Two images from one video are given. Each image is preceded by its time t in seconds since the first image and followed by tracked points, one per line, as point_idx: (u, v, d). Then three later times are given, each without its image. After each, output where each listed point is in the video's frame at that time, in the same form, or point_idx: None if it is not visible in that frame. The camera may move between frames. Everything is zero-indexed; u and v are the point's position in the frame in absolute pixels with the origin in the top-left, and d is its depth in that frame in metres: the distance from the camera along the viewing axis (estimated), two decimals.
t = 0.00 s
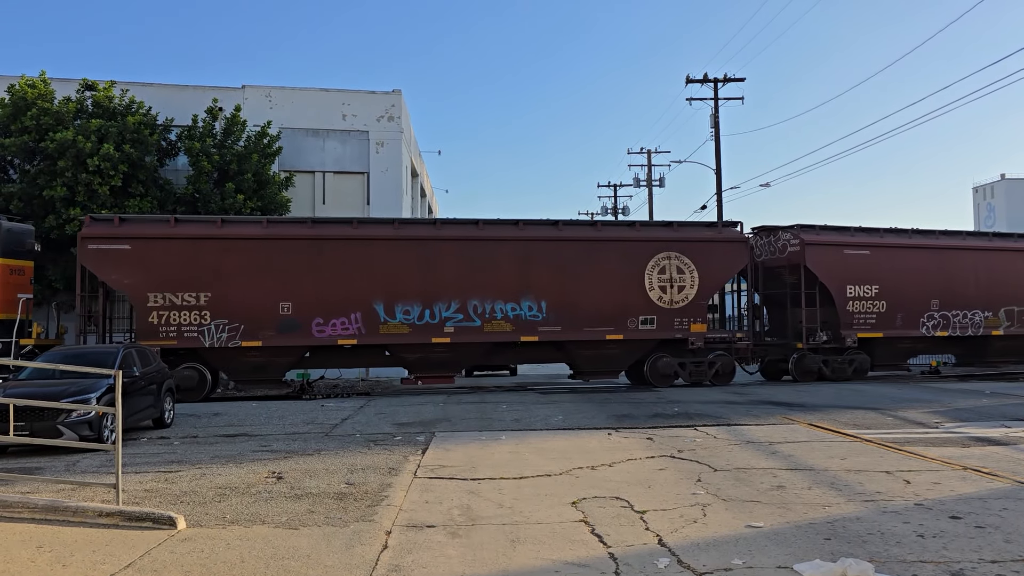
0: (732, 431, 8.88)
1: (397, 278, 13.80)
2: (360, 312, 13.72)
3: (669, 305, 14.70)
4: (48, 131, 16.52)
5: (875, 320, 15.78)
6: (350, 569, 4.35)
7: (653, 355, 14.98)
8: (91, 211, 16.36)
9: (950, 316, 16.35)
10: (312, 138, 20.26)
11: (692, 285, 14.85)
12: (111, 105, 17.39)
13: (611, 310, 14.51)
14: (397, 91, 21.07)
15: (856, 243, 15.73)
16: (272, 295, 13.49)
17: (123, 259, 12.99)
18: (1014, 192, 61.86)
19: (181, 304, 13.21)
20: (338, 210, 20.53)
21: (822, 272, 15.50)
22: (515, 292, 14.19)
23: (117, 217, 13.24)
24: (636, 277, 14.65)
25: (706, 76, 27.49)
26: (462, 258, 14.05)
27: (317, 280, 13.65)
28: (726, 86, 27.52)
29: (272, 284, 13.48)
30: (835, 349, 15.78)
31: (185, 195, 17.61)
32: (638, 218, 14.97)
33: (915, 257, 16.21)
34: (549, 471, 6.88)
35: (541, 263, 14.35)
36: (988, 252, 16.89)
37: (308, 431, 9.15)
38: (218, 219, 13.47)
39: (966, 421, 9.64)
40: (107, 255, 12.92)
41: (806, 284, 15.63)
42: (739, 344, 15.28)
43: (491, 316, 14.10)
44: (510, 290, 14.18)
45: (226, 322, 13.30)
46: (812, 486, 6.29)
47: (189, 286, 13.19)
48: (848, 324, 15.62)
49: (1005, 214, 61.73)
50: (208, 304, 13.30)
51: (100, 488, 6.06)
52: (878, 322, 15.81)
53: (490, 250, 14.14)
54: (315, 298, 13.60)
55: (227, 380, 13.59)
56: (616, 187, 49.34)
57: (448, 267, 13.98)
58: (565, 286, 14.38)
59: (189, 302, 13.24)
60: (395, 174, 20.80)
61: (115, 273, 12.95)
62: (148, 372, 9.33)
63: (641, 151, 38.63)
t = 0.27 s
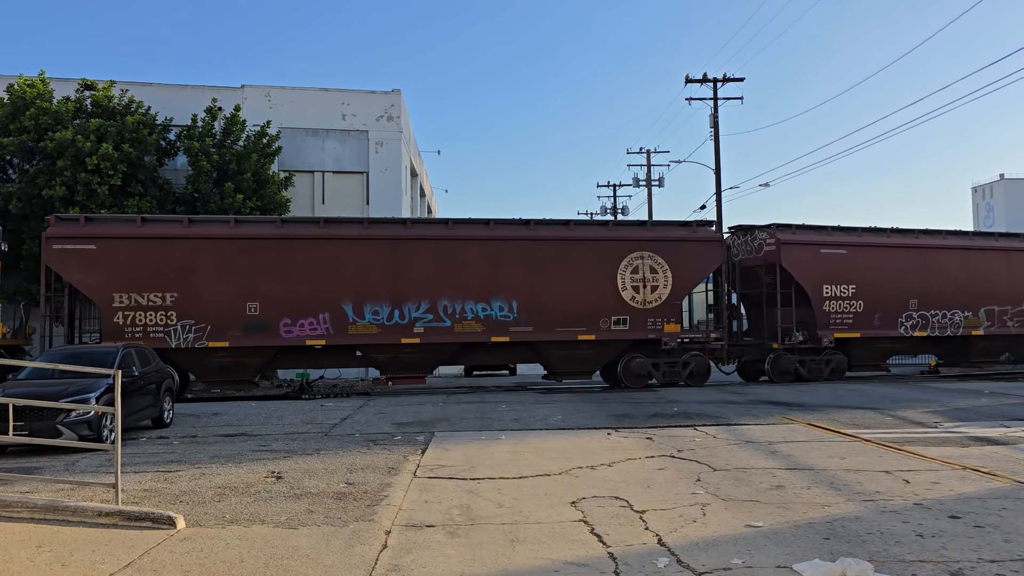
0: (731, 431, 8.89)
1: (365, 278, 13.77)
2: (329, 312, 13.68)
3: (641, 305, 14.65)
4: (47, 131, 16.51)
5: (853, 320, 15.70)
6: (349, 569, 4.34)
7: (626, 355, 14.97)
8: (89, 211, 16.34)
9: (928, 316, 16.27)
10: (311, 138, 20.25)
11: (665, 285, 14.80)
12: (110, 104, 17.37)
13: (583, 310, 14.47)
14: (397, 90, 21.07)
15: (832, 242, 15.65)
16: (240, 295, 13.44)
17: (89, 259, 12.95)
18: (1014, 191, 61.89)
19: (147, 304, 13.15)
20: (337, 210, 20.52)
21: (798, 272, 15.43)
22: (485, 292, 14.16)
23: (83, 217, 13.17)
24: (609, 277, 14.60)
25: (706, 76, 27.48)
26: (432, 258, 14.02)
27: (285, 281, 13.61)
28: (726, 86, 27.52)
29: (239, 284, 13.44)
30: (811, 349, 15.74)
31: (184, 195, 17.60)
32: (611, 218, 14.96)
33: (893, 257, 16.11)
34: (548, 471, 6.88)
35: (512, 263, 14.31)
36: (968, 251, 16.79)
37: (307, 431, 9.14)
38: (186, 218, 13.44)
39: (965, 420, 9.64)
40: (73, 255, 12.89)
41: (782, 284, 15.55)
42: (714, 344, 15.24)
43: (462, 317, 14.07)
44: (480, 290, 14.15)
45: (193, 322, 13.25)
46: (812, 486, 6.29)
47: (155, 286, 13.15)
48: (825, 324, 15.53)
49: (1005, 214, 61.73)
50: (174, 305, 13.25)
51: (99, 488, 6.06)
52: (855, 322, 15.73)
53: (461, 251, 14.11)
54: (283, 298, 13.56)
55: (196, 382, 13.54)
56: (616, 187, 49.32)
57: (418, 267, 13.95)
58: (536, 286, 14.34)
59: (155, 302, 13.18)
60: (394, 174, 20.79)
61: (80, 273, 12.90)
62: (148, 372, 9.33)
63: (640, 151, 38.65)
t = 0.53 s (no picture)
0: (729, 428, 8.89)
1: (334, 275, 13.67)
2: (296, 310, 13.57)
3: (614, 303, 14.53)
4: (44, 128, 16.49)
5: (828, 318, 15.64)
6: (347, 566, 4.35)
7: (598, 354, 14.83)
8: (87, 207, 16.32)
9: (906, 314, 16.20)
10: (309, 136, 20.23)
11: (637, 283, 14.66)
12: (108, 101, 17.34)
13: (555, 308, 14.36)
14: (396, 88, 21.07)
15: (807, 240, 15.57)
16: (206, 293, 13.32)
17: (52, 256, 12.82)
18: (1012, 190, 61.93)
19: (111, 302, 13.01)
20: (336, 207, 20.51)
21: (773, 270, 15.35)
22: (456, 289, 14.05)
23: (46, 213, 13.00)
24: (581, 274, 14.48)
25: (705, 73, 27.48)
26: (402, 255, 13.92)
27: (252, 278, 13.48)
28: (725, 84, 27.52)
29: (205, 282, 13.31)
30: (786, 347, 15.65)
31: (182, 192, 17.58)
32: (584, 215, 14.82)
33: (870, 255, 16.02)
34: (547, 468, 6.89)
35: (482, 260, 14.20)
36: (947, 249, 16.68)
37: (305, 428, 9.14)
38: (151, 214, 13.28)
39: (963, 418, 9.65)
40: (36, 252, 12.76)
41: (757, 282, 15.46)
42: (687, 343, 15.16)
43: (431, 314, 13.97)
44: (450, 288, 14.04)
45: (158, 320, 13.12)
46: (809, 483, 6.30)
47: (119, 283, 13.01)
48: (800, 322, 15.46)
49: (1003, 213, 61.79)
50: (139, 302, 13.11)
51: (97, 485, 6.06)
52: (831, 320, 15.66)
53: (430, 248, 14.01)
54: (250, 296, 13.44)
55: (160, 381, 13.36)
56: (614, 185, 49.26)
57: (386, 265, 13.84)
58: (507, 284, 14.22)
59: (119, 300, 13.04)
60: (393, 171, 20.76)
61: (43, 270, 12.77)
62: (146, 370, 9.33)
63: (639, 149, 38.66)
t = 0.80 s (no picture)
0: (727, 426, 8.90)
1: (300, 273, 13.61)
2: (262, 307, 13.52)
3: (583, 301, 14.48)
4: (42, 124, 16.46)
5: (801, 316, 15.50)
6: (345, 563, 4.35)
7: (569, 352, 14.75)
8: (85, 204, 16.30)
9: (882, 312, 16.05)
10: (308, 133, 20.21)
11: (608, 280, 14.59)
12: (106, 97, 17.31)
13: (524, 305, 14.32)
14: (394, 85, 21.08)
15: (781, 237, 15.39)
16: (169, 290, 13.25)
17: (15, 253, 12.74)
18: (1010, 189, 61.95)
19: (74, 299, 12.94)
20: (334, 204, 20.51)
21: (745, 267, 15.19)
22: (423, 287, 14.01)
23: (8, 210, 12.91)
24: (550, 272, 14.42)
25: (703, 71, 27.52)
26: (369, 253, 13.86)
27: (217, 276, 13.42)
28: (723, 82, 27.56)
29: (169, 279, 13.24)
30: (759, 345, 15.52)
31: (180, 188, 17.56)
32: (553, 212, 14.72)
33: (846, 252, 15.86)
34: (544, 465, 6.89)
35: (451, 257, 14.16)
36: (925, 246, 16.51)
37: (303, 425, 9.14)
38: (116, 211, 13.18)
39: (960, 416, 9.67)
40: None
41: (730, 279, 15.24)
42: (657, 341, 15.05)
43: (399, 312, 13.93)
44: (418, 285, 14.00)
45: (122, 317, 13.07)
46: (807, 481, 6.30)
47: (82, 280, 12.94)
48: (774, 320, 15.34)
49: (1001, 211, 61.83)
50: (102, 299, 13.04)
51: (94, 481, 6.06)
52: (805, 317, 15.53)
53: (398, 244, 13.96)
54: (215, 293, 13.38)
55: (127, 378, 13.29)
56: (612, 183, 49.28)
57: (354, 262, 13.78)
58: (475, 281, 14.18)
59: (82, 297, 12.97)
60: (391, 168, 20.74)
61: (5, 266, 12.69)
62: (144, 367, 9.32)
63: (637, 147, 38.74)
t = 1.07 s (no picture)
0: (724, 424, 8.92)
1: (265, 270, 13.45)
2: (227, 306, 13.36)
3: (554, 299, 14.32)
4: (39, 121, 16.43)
5: (775, 315, 15.36)
6: (343, 561, 4.35)
7: (539, 351, 14.61)
8: (82, 201, 16.28)
9: (858, 311, 15.89)
10: (306, 131, 20.19)
11: (578, 279, 14.45)
12: (103, 94, 17.26)
13: (494, 304, 14.17)
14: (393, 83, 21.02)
15: (754, 235, 15.27)
16: (132, 288, 13.10)
17: None
18: (1006, 188, 62.08)
19: (36, 297, 12.84)
20: (332, 201, 20.49)
21: (718, 265, 15.07)
22: (391, 285, 13.86)
23: None
24: (520, 270, 14.28)
25: (702, 70, 27.56)
26: (336, 250, 13.71)
27: (181, 273, 13.27)
28: (721, 80, 27.59)
29: (131, 276, 13.10)
30: (732, 343, 15.41)
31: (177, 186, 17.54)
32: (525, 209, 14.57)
33: (822, 250, 15.69)
34: (542, 464, 6.90)
35: (418, 255, 14.00)
36: (902, 244, 16.32)
37: (300, 423, 9.14)
38: (79, 207, 13.04)
39: (957, 415, 9.70)
40: None
41: (702, 278, 15.14)
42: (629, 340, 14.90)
43: (366, 310, 13.77)
44: (386, 283, 13.84)
45: (84, 315, 12.93)
46: (804, 479, 6.32)
47: (44, 277, 12.82)
48: (747, 319, 15.22)
49: (997, 210, 61.96)
50: (64, 297, 12.91)
51: (92, 478, 6.06)
52: (779, 316, 15.39)
53: (367, 242, 13.81)
54: (179, 291, 13.23)
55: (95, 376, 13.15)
56: (610, 181, 49.33)
57: (320, 260, 13.63)
58: (444, 279, 14.03)
59: (44, 294, 12.86)
60: (389, 166, 20.71)
61: None
62: (141, 364, 9.32)
63: (635, 145, 38.81)
